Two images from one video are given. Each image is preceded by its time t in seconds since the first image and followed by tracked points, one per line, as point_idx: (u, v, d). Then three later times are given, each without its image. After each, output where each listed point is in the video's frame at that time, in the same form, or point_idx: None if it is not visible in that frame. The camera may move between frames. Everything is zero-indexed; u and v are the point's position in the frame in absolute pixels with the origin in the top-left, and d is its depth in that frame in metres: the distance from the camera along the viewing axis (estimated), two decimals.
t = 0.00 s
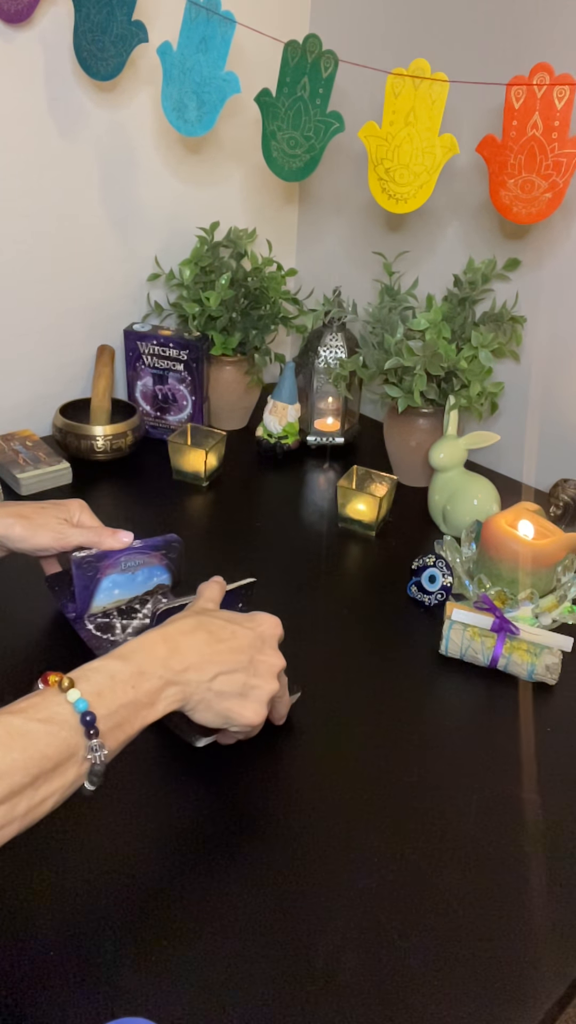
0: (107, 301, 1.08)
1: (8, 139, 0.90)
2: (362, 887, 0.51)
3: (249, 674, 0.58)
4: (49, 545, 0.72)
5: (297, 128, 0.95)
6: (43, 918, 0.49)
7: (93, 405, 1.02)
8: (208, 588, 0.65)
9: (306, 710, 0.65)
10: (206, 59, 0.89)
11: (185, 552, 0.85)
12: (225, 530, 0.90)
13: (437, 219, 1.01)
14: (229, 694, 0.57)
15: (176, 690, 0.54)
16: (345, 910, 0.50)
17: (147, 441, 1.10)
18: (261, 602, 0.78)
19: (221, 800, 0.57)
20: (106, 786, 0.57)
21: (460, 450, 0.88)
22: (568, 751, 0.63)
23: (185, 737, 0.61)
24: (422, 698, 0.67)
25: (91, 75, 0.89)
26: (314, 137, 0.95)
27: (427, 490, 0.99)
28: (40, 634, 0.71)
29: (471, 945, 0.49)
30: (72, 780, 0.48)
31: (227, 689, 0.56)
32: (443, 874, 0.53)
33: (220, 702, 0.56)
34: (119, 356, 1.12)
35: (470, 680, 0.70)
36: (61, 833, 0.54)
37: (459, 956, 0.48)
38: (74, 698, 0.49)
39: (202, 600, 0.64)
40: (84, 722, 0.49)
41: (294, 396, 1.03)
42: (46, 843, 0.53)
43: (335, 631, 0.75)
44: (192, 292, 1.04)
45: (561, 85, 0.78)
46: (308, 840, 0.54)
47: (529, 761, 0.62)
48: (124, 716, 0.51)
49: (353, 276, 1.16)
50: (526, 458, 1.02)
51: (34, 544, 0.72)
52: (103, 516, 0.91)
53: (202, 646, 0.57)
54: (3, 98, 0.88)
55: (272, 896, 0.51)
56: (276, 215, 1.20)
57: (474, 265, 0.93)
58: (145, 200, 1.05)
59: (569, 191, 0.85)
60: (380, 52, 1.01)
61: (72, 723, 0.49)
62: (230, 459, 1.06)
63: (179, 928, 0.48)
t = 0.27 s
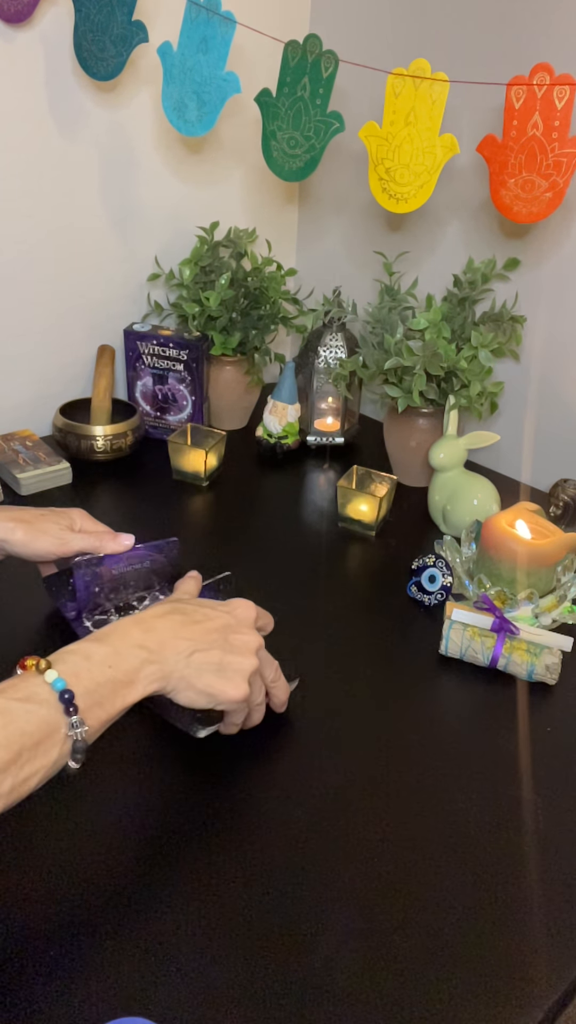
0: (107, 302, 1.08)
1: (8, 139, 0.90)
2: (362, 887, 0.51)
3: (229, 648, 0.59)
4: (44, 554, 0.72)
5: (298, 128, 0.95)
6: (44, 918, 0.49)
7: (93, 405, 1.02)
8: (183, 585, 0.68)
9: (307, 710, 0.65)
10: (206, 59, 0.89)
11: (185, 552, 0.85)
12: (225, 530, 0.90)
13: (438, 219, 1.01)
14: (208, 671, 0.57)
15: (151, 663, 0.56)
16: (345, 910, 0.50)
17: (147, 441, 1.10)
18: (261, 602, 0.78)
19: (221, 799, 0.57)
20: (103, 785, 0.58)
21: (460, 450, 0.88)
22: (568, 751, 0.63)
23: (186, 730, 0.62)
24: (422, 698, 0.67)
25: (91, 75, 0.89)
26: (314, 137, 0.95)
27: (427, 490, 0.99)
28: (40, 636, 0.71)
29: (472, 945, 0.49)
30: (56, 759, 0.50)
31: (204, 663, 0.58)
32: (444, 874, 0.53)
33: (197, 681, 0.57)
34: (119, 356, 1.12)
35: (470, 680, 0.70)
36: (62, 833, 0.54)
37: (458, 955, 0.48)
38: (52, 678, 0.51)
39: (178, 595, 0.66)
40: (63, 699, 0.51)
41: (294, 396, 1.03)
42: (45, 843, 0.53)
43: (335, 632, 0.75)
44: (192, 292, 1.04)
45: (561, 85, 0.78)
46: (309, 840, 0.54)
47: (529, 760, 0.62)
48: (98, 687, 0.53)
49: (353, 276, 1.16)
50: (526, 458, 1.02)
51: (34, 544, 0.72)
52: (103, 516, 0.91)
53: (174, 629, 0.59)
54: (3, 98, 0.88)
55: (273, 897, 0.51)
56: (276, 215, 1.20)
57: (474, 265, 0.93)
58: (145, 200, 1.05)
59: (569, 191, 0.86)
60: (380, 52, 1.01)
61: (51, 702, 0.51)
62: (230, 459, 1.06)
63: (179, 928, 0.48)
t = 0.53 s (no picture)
0: (107, 302, 1.08)
1: (8, 139, 0.90)
2: (363, 888, 0.52)
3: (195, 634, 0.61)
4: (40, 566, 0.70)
5: (298, 128, 0.95)
6: (44, 918, 0.49)
7: (93, 405, 1.02)
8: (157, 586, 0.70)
9: (307, 710, 0.65)
10: (206, 59, 0.89)
11: (185, 553, 0.85)
12: (225, 530, 0.90)
13: (438, 219, 1.01)
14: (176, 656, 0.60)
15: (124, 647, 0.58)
16: (345, 910, 0.50)
17: (147, 441, 1.10)
18: (262, 602, 0.78)
19: (222, 800, 0.57)
20: (104, 786, 0.58)
21: (460, 450, 0.88)
22: (568, 751, 0.63)
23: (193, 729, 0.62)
24: (423, 699, 0.67)
25: (91, 75, 0.89)
26: (314, 137, 0.95)
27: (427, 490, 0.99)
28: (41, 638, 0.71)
29: (473, 946, 0.49)
30: (34, 734, 0.52)
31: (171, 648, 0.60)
32: (444, 875, 0.53)
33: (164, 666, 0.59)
34: (119, 356, 1.12)
35: (470, 680, 0.70)
36: (62, 832, 0.54)
37: (459, 956, 0.48)
38: (26, 655, 0.54)
39: (152, 595, 0.68)
40: (37, 674, 0.53)
41: (294, 396, 1.03)
42: (46, 843, 0.53)
43: (335, 632, 0.75)
44: (192, 292, 1.04)
45: (561, 86, 0.78)
46: (310, 840, 0.54)
47: (529, 761, 0.62)
48: (81, 673, 0.55)
49: (353, 276, 1.16)
50: (526, 458, 1.02)
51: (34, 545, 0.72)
52: (103, 516, 0.91)
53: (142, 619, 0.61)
54: (3, 98, 0.88)
55: (274, 897, 0.51)
56: (276, 215, 1.20)
57: (474, 265, 0.93)
58: (145, 200, 1.05)
59: (569, 191, 0.86)
60: (380, 52, 1.01)
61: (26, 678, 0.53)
62: (230, 459, 1.06)
63: (180, 929, 0.49)
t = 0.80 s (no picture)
0: (107, 302, 1.08)
1: (9, 139, 0.90)
2: (362, 888, 0.51)
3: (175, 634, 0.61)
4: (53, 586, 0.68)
5: (298, 128, 0.95)
6: (42, 917, 0.49)
7: (93, 405, 1.02)
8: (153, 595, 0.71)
9: (306, 709, 0.65)
10: (206, 59, 0.89)
11: (185, 553, 0.85)
12: (225, 530, 0.90)
13: (438, 219, 1.01)
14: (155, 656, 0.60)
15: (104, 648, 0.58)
16: (344, 910, 0.50)
17: (147, 441, 1.10)
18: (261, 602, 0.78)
19: (221, 799, 0.57)
20: (103, 784, 0.58)
21: (460, 450, 0.88)
22: (568, 751, 0.63)
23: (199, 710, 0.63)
24: (422, 698, 0.67)
25: (91, 75, 0.89)
26: (314, 137, 0.95)
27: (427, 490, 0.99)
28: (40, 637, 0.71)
29: (472, 945, 0.49)
30: (18, 734, 0.51)
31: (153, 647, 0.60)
32: (443, 874, 0.53)
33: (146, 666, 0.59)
34: (119, 356, 1.12)
35: (470, 680, 0.70)
36: (59, 830, 0.54)
37: (458, 955, 0.48)
38: (14, 655, 0.53)
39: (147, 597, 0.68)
40: (25, 674, 0.53)
41: (294, 396, 1.03)
42: (43, 842, 0.53)
43: (334, 632, 0.75)
44: (192, 292, 1.04)
45: (561, 85, 0.78)
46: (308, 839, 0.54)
47: (529, 760, 0.62)
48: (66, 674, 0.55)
49: (353, 276, 1.16)
50: (526, 458, 1.02)
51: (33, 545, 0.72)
52: (103, 516, 0.91)
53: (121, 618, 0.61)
54: (3, 98, 0.88)
55: (273, 897, 0.51)
56: (276, 215, 1.20)
57: (474, 265, 0.93)
58: (146, 200, 1.05)
59: (569, 191, 0.85)
60: (380, 52, 1.01)
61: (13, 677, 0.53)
62: (230, 459, 1.06)
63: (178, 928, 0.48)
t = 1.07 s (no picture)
0: (107, 302, 1.08)
1: (8, 139, 0.90)
2: (363, 888, 0.51)
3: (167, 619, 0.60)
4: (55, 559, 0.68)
5: (298, 128, 0.95)
6: (43, 918, 0.49)
7: (93, 405, 1.02)
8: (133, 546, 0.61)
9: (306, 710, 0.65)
10: (206, 59, 0.89)
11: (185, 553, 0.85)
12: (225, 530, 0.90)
13: (438, 219, 1.01)
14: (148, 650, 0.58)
15: (109, 648, 0.55)
16: (345, 910, 0.50)
17: (147, 441, 1.10)
18: (261, 602, 0.78)
19: (222, 800, 0.57)
20: (103, 785, 0.58)
21: (460, 450, 0.88)
22: (568, 751, 0.63)
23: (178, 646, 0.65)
24: (422, 699, 0.67)
25: (91, 75, 0.89)
26: (314, 137, 0.95)
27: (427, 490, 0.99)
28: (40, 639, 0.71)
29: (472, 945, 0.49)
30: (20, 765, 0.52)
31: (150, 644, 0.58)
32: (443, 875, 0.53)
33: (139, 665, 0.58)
34: (119, 356, 1.12)
35: (470, 680, 0.70)
36: (59, 831, 0.54)
37: (458, 954, 0.48)
38: (28, 715, 0.50)
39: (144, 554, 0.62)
40: (34, 738, 0.51)
41: (294, 396, 1.03)
42: (44, 843, 0.53)
43: (335, 632, 0.75)
44: (192, 292, 1.04)
45: (561, 85, 0.78)
46: (309, 839, 0.54)
47: (530, 760, 0.62)
48: (78, 679, 0.53)
49: (353, 276, 1.16)
50: (526, 458, 1.02)
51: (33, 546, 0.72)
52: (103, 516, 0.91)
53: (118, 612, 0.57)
54: (3, 98, 0.88)
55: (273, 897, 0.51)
56: (276, 215, 1.20)
57: (474, 265, 0.93)
58: (146, 200, 1.05)
59: (569, 191, 0.85)
60: (380, 52, 1.01)
61: (22, 738, 0.50)
62: (230, 459, 1.06)
63: (178, 928, 0.49)
